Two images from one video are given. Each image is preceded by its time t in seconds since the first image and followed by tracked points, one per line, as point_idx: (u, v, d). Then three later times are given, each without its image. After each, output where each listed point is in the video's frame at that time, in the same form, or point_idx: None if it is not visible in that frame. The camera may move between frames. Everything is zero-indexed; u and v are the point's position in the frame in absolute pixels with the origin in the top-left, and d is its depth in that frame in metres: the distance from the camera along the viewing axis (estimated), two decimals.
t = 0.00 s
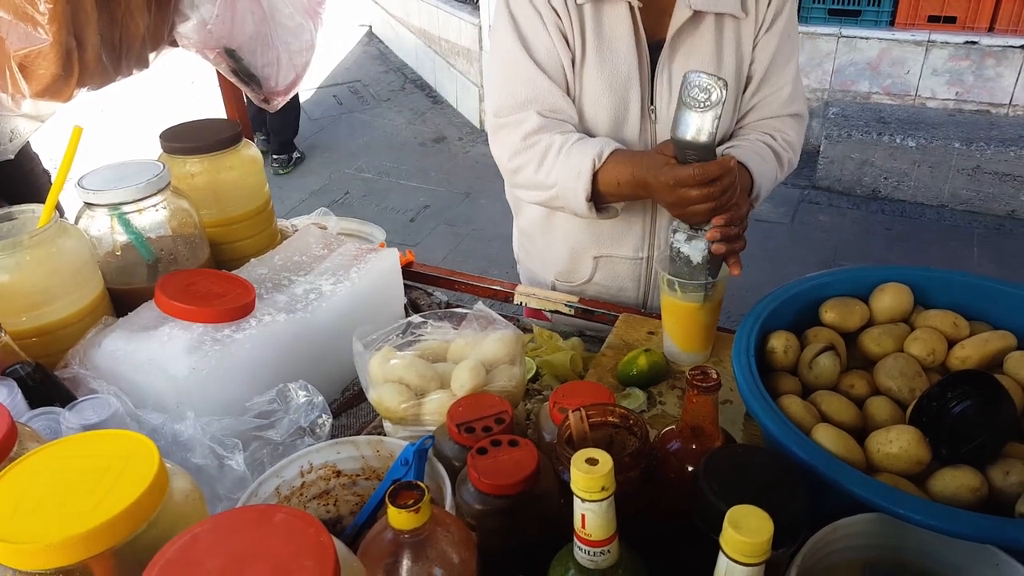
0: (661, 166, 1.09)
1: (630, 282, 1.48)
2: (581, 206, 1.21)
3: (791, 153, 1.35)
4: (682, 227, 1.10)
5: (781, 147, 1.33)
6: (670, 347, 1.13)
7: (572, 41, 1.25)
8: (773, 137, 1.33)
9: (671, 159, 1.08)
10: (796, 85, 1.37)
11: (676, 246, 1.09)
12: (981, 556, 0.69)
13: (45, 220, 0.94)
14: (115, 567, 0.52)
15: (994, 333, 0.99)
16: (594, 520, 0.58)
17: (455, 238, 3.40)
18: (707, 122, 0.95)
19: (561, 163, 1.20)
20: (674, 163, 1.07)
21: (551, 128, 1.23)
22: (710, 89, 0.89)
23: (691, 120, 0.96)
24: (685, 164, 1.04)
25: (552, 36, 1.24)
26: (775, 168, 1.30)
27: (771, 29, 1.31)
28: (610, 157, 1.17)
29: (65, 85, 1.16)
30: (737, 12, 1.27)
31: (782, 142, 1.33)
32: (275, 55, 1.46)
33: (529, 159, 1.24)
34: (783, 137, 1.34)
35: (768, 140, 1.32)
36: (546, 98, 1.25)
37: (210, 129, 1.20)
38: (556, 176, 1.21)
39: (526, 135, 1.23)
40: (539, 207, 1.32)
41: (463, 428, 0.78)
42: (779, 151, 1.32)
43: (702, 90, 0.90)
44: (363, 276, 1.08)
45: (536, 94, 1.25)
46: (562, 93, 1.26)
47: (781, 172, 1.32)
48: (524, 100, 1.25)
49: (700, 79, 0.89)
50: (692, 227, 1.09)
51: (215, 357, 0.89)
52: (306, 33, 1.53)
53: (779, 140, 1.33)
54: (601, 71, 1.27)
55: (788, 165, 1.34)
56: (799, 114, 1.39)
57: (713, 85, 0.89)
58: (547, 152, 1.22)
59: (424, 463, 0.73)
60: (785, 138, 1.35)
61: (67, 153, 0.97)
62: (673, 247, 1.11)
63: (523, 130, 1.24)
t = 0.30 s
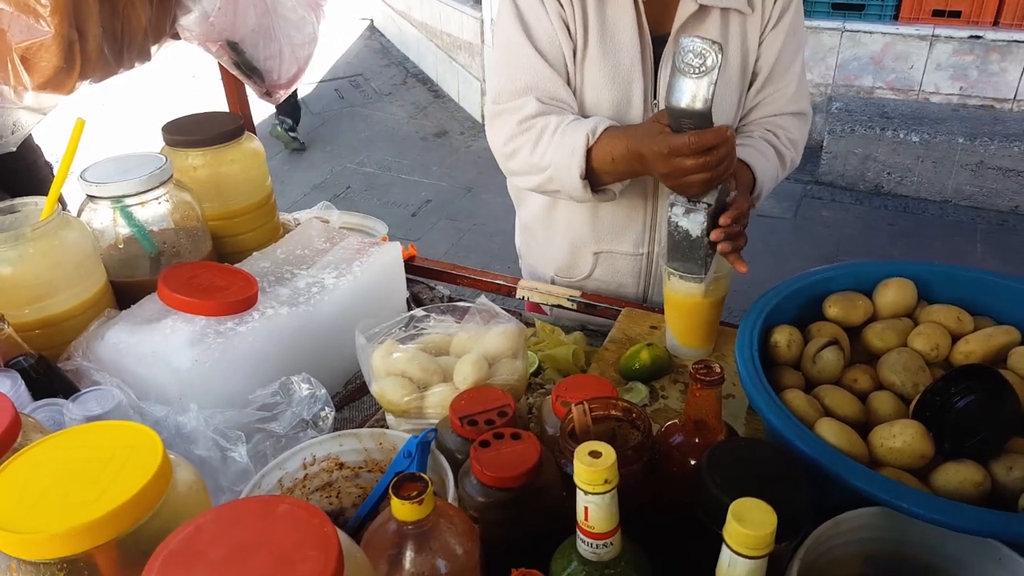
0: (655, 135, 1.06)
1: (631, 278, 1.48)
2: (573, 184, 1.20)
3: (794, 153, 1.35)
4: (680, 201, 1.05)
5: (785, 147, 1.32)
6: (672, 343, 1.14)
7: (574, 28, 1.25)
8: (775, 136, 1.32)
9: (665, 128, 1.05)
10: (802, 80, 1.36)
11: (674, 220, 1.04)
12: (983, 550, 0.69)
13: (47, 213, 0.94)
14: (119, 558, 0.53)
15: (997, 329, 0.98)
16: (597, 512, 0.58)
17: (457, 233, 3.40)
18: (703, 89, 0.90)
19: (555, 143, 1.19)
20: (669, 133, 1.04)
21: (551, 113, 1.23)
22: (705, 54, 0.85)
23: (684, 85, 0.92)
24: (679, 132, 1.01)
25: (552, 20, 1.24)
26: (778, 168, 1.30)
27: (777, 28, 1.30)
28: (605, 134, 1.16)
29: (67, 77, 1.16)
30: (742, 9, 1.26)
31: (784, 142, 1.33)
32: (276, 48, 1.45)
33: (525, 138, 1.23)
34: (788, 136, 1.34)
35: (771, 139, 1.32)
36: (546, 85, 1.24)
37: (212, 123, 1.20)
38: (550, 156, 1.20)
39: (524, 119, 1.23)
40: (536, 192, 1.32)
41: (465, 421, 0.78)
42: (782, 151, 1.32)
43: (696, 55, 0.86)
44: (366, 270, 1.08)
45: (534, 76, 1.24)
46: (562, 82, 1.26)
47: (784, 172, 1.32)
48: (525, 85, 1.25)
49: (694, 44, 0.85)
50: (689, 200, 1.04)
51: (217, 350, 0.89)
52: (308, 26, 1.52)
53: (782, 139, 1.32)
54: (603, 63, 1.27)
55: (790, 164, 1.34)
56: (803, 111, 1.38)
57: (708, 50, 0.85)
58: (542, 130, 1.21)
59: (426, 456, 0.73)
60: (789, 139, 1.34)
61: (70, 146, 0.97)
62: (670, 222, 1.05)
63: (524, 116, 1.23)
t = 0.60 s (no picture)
0: (663, 134, 1.05)
1: (637, 268, 1.48)
2: (584, 178, 1.19)
3: (805, 139, 1.34)
4: (686, 198, 1.06)
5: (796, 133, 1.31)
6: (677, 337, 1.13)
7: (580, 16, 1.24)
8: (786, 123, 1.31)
9: (672, 128, 1.05)
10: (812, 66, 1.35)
11: (679, 218, 1.06)
12: (985, 544, 0.69)
13: (52, 199, 0.94)
14: (122, 541, 0.53)
15: (1003, 323, 0.98)
16: (600, 501, 0.58)
17: (461, 224, 3.40)
18: (710, 91, 0.89)
19: (564, 138, 1.19)
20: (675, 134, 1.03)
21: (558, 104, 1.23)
22: (711, 56, 0.85)
23: (692, 88, 0.90)
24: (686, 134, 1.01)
25: (556, 10, 1.23)
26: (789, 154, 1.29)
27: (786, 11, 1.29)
28: (614, 130, 1.15)
29: (72, 62, 1.16)
30: None
31: (796, 128, 1.32)
32: (282, 36, 1.45)
33: (533, 135, 1.22)
34: (799, 122, 1.33)
35: (782, 126, 1.31)
36: (550, 76, 1.24)
37: (216, 110, 1.20)
38: (559, 151, 1.20)
39: (530, 112, 1.23)
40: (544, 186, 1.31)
41: (468, 410, 0.78)
42: (793, 137, 1.31)
43: (703, 57, 0.85)
44: (370, 259, 1.08)
45: (538, 67, 1.24)
46: (566, 71, 1.25)
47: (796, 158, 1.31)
48: (530, 76, 1.25)
49: (701, 44, 0.84)
50: (696, 199, 1.05)
51: (220, 337, 0.89)
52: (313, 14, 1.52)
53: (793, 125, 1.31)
54: (607, 51, 1.26)
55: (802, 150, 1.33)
56: (813, 97, 1.37)
57: (715, 51, 0.84)
58: (549, 125, 1.21)
59: (429, 444, 0.73)
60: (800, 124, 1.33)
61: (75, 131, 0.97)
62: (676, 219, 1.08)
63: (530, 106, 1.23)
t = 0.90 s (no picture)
0: (664, 119, 1.05)
1: (641, 264, 1.48)
2: (584, 169, 1.19)
3: (813, 132, 1.34)
4: (689, 184, 1.05)
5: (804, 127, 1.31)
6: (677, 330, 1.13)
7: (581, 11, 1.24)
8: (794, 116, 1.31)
9: (675, 112, 1.04)
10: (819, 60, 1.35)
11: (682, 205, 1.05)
12: (987, 540, 0.69)
13: (54, 197, 0.94)
14: (124, 538, 0.53)
15: (1006, 319, 0.98)
16: (601, 498, 0.58)
17: (465, 220, 3.40)
18: (712, 72, 0.89)
19: (564, 128, 1.19)
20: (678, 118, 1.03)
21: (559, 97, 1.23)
22: (713, 37, 0.84)
23: (693, 70, 0.91)
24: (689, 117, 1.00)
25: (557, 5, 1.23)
26: (798, 148, 1.29)
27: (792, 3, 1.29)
28: (614, 118, 1.15)
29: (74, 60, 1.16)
30: None
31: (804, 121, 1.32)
32: (284, 33, 1.45)
33: (533, 126, 1.22)
34: (807, 115, 1.33)
35: (790, 120, 1.30)
36: (552, 69, 1.24)
37: (219, 107, 1.20)
38: (559, 142, 1.20)
39: (530, 104, 1.23)
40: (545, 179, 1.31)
41: (470, 407, 0.79)
42: (802, 131, 1.31)
43: (704, 38, 0.85)
44: (373, 256, 1.08)
45: (539, 62, 1.24)
46: (568, 65, 1.25)
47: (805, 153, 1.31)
48: (533, 71, 1.25)
49: (702, 26, 0.84)
50: (699, 184, 1.04)
51: (222, 334, 0.89)
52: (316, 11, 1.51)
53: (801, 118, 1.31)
54: (609, 45, 1.26)
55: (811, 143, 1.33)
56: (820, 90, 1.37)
57: (717, 32, 0.84)
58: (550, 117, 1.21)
59: (431, 441, 0.74)
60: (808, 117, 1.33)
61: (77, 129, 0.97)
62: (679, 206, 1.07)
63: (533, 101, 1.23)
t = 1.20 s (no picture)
0: (667, 126, 1.05)
1: (643, 258, 1.47)
2: (591, 172, 1.19)
3: (816, 129, 1.33)
4: (690, 189, 1.05)
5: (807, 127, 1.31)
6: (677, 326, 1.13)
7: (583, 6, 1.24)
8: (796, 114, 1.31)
9: (677, 119, 1.04)
10: (825, 52, 1.33)
11: (684, 209, 1.06)
12: (987, 536, 0.68)
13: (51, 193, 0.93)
14: (120, 536, 0.53)
15: (1007, 315, 0.97)
16: (601, 495, 0.57)
17: (465, 216, 3.39)
18: (712, 81, 0.88)
19: (573, 130, 1.18)
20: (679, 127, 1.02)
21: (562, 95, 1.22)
22: (711, 46, 0.84)
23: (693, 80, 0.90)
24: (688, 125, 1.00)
25: None
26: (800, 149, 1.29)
27: None
28: (623, 122, 1.14)
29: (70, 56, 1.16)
30: None
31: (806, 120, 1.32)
32: (283, 28, 1.44)
33: (540, 125, 1.22)
34: (810, 112, 1.32)
35: (792, 118, 1.30)
36: (556, 65, 1.24)
37: (217, 103, 1.20)
38: (568, 143, 1.19)
39: (536, 103, 1.22)
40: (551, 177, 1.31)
41: (469, 404, 0.78)
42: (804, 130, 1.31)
43: (703, 47, 0.85)
44: (372, 253, 1.08)
45: (543, 58, 1.24)
46: (572, 61, 1.25)
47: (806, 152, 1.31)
48: (535, 66, 1.24)
49: (700, 35, 0.84)
50: (701, 189, 1.04)
51: (220, 331, 0.88)
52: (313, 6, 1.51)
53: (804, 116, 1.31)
54: (611, 38, 1.25)
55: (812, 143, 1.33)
56: (824, 84, 1.35)
57: (715, 41, 0.83)
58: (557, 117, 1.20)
59: (430, 438, 0.73)
60: (811, 114, 1.32)
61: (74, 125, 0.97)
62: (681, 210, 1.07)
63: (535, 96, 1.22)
